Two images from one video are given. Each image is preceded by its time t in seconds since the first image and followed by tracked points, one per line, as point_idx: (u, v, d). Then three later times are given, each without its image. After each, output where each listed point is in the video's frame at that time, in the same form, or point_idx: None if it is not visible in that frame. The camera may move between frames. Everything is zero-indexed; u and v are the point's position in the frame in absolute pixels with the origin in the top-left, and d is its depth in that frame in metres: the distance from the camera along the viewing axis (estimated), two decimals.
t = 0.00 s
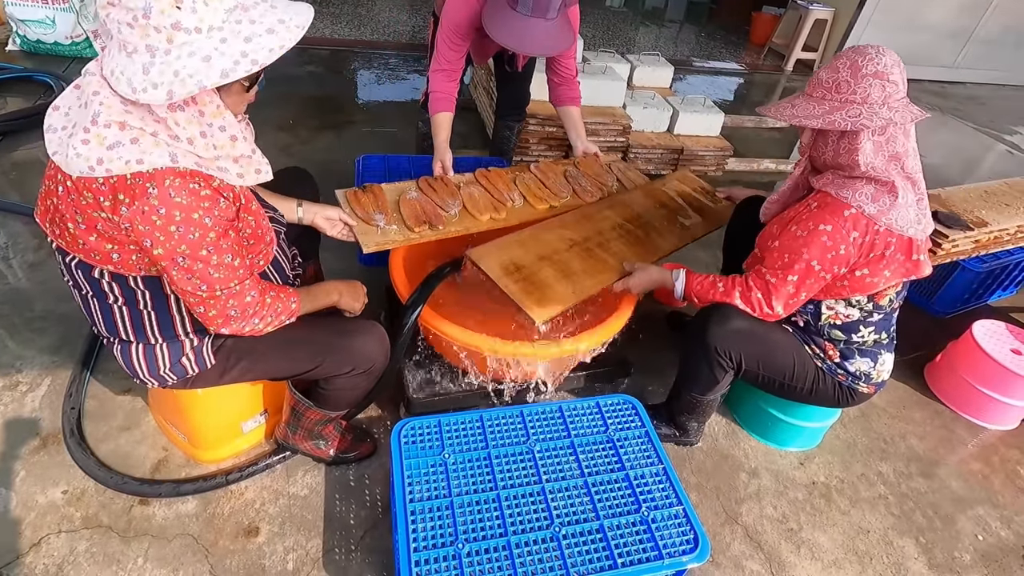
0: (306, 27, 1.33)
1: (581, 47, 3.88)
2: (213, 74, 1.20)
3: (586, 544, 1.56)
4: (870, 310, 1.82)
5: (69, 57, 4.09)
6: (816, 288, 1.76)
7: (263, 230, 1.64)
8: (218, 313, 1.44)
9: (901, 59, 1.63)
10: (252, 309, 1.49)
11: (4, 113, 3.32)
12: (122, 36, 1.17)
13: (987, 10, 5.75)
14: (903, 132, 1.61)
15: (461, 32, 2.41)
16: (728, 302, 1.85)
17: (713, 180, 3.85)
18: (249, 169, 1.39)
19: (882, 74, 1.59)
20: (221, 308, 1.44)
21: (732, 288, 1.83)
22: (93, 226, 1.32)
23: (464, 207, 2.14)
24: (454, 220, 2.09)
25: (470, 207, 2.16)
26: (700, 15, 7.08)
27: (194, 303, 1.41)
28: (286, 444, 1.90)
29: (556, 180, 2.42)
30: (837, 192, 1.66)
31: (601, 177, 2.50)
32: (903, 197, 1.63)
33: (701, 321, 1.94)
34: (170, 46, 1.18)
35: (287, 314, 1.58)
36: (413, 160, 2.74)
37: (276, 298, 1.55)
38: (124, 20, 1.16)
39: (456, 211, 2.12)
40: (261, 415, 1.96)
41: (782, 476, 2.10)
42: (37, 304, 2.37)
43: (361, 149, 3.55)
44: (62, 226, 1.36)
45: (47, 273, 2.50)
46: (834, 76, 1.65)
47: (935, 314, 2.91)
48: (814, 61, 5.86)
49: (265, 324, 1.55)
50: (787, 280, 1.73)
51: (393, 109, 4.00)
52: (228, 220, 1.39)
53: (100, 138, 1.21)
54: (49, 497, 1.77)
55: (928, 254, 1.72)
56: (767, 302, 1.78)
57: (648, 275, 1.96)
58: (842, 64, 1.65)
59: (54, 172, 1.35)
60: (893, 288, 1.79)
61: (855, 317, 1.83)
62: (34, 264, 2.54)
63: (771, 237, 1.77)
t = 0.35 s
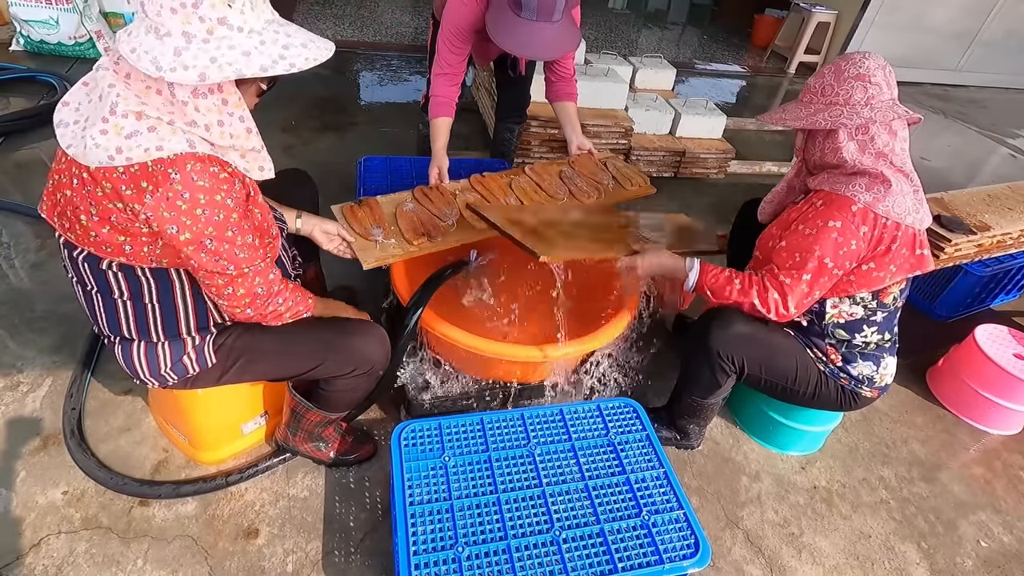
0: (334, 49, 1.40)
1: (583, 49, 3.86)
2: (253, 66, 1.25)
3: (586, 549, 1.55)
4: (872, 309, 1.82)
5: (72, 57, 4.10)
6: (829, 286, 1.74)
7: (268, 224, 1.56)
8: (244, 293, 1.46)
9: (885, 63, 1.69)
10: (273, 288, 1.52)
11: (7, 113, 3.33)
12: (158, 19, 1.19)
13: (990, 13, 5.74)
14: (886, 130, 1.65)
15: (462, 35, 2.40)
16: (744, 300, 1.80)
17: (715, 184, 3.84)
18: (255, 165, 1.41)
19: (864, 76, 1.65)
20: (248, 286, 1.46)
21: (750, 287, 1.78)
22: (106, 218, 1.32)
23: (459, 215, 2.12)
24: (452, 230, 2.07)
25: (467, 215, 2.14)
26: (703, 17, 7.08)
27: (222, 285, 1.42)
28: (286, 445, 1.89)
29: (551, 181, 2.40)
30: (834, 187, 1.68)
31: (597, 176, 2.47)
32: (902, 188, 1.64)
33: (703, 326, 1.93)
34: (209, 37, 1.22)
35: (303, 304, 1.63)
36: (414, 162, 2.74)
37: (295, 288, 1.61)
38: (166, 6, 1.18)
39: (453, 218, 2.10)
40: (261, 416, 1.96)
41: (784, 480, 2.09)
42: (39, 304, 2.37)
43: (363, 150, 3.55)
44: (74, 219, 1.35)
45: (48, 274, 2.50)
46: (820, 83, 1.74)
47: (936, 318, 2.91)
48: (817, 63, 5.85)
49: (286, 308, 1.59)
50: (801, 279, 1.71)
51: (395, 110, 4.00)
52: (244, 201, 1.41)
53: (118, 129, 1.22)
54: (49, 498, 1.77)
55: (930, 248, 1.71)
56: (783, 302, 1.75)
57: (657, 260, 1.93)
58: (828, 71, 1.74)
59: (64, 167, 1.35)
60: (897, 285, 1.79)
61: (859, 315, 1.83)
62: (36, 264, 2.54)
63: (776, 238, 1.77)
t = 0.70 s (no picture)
0: (372, 44, 1.49)
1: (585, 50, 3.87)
2: (307, 72, 1.32)
3: (585, 552, 1.55)
4: (876, 308, 1.81)
5: (75, 56, 4.11)
6: (834, 280, 1.71)
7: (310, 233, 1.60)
8: (300, 285, 1.60)
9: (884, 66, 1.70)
10: (321, 278, 1.66)
11: (10, 112, 3.34)
12: (215, 34, 1.26)
13: (993, 17, 5.73)
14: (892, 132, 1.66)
15: (460, 41, 2.40)
16: (746, 297, 1.77)
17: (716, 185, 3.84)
18: (306, 160, 1.47)
19: (867, 79, 1.67)
20: (306, 276, 1.60)
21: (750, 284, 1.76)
22: (172, 217, 1.37)
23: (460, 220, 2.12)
24: (453, 235, 2.07)
25: (471, 220, 2.14)
26: (705, 19, 7.09)
27: (285, 276, 1.55)
28: (286, 445, 1.89)
29: (558, 190, 2.37)
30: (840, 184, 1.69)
31: (606, 187, 2.46)
32: (905, 185, 1.65)
33: (702, 329, 1.93)
34: (263, 47, 1.29)
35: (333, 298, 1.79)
36: (416, 163, 2.74)
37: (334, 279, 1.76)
38: (222, 21, 1.25)
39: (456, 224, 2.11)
40: (261, 416, 1.96)
41: (783, 483, 2.09)
42: (39, 303, 2.38)
43: (364, 150, 3.56)
44: (135, 215, 1.38)
45: (49, 272, 2.51)
46: (824, 87, 1.74)
47: (936, 321, 2.91)
48: (818, 66, 5.85)
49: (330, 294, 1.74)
50: (807, 272, 1.67)
51: (397, 111, 4.01)
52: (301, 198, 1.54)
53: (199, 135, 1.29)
54: (48, 496, 1.77)
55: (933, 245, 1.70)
56: (788, 295, 1.71)
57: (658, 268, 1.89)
58: (831, 75, 1.74)
59: (119, 163, 1.35)
60: (900, 284, 1.78)
61: (861, 314, 1.82)
62: (37, 263, 2.54)
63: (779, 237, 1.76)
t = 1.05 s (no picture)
0: (404, 38, 1.50)
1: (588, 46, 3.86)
2: (349, 78, 1.35)
3: (585, 547, 1.56)
4: (886, 316, 1.80)
5: (76, 50, 4.11)
6: (856, 293, 1.70)
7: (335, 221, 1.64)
8: (325, 289, 1.65)
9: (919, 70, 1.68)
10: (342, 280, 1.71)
11: (11, 105, 3.34)
12: (258, 49, 1.26)
13: (997, 14, 5.71)
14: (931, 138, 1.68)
15: (452, 41, 2.39)
16: (765, 314, 1.77)
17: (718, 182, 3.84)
18: (351, 159, 1.50)
19: (921, 83, 1.64)
20: (330, 281, 1.65)
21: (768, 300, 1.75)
22: (219, 217, 1.39)
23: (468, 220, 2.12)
24: (458, 235, 2.06)
25: (478, 222, 2.12)
26: (708, 15, 7.07)
27: (314, 280, 1.60)
28: (288, 439, 1.90)
29: (573, 199, 2.36)
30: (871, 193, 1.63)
31: (623, 196, 2.42)
32: (933, 196, 1.63)
33: (709, 333, 1.93)
34: (305, 57, 1.30)
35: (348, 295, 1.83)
36: (418, 158, 2.75)
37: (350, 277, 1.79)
38: (263, 36, 1.25)
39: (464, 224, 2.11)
40: (262, 409, 1.96)
41: (782, 479, 2.09)
42: (41, 296, 2.38)
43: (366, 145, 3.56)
44: (183, 212, 1.39)
45: (51, 266, 2.51)
46: (882, 84, 1.63)
47: (937, 319, 2.91)
48: (821, 63, 5.83)
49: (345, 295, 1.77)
50: (830, 286, 1.66)
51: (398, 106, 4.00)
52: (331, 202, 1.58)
53: (252, 143, 1.31)
54: (51, 488, 1.78)
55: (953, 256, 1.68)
56: (810, 310, 1.70)
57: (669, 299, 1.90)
58: (886, 71, 1.64)
59: (167, 159, 1.35)
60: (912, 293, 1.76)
61: (871, 322, 1.81)
62: (38, 256, 2.55)
63: (798, 242, 1.77)
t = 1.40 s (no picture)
0: None
1: (591, 44, 3.85)
2: (324, 52, 1.27)
3: (587, 545, 1.56)
4: (910, 323, 1.79)
5: (80, 45, 4.11)
6: (873, 301, 1.69)
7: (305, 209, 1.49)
8: (308, 287, 1.60)
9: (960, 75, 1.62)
10: (329, 279, 1.66)
11: (15, 100, 3.34)
12: (225, 35, 1.19)
13: (1002, 14, 5.68)
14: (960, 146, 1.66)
15: (406, 34, 2.40)
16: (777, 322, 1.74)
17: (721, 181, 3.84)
18: (328, 152, 1.46)
19: (967, 92, 1.58)
20: (312, 279, 1.59)
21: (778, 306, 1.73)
22: (187, 212, 1.37)
23: (472, 220, 2.12)
24: (463, 234, 2.07)
25: (482, 221, 2.12)
26: (712, 14, 7.06)
27: (291, 278, 1.54)
28: (290, 436, 1.90)
29: (578, 198, 2.35)
30: (915, 203, 1.58)
31: (628, 197, 2.42)
32: (965, 207, 1.61)
33: (725, 350, 1.89)
34: (275, 36, 1.21)
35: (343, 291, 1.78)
36: (421, 155, 2.74)
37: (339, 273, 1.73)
38: (228, 20, 1.18)
39: (467, 223, 2.11)
40: (265, 406, 1.97)
41: (784, 478, 2.10)
42: (45, 291, 2.39)
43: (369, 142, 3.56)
44: (151, 208, 1.38)
45: (54, 261, 2.52)
46: (938, 94, 1.54)
47: (940, 319, 2.91)
48: (825, 62, 5.82)
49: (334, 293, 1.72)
50: (846, 293, 1.65)
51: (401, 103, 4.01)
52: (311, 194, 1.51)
53: (212, 130, 1.27)
54: (55, 483, 1.79)
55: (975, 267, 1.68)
56: (820, 312, 1.69)
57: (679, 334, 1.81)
58: (942, 80, 1.55)
59: (133, 154, 1.35)
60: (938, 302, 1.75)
61: (896, 329, 1.79)
62: (42, 252, 2.55)
63: (821, 246, 1.75)
